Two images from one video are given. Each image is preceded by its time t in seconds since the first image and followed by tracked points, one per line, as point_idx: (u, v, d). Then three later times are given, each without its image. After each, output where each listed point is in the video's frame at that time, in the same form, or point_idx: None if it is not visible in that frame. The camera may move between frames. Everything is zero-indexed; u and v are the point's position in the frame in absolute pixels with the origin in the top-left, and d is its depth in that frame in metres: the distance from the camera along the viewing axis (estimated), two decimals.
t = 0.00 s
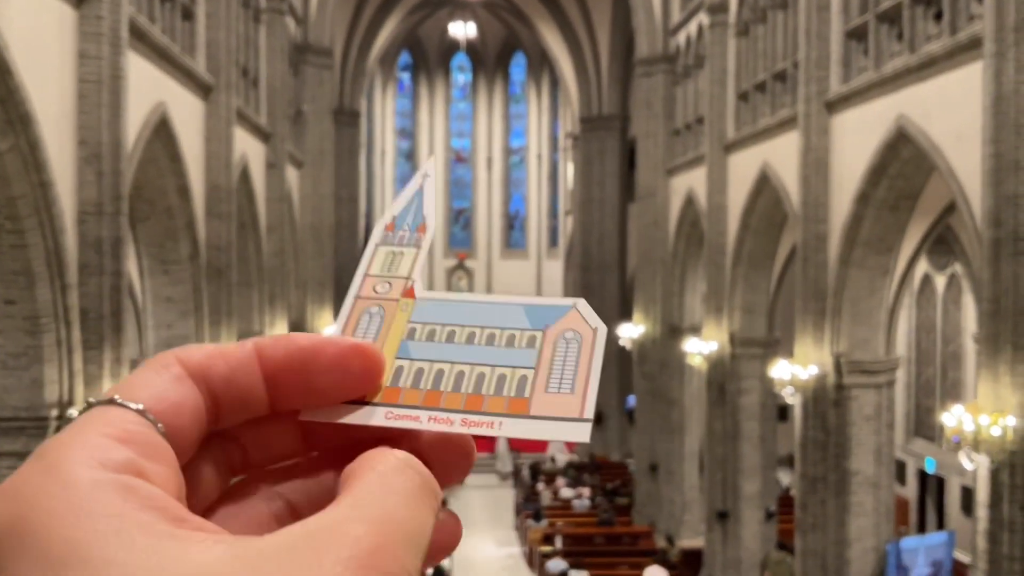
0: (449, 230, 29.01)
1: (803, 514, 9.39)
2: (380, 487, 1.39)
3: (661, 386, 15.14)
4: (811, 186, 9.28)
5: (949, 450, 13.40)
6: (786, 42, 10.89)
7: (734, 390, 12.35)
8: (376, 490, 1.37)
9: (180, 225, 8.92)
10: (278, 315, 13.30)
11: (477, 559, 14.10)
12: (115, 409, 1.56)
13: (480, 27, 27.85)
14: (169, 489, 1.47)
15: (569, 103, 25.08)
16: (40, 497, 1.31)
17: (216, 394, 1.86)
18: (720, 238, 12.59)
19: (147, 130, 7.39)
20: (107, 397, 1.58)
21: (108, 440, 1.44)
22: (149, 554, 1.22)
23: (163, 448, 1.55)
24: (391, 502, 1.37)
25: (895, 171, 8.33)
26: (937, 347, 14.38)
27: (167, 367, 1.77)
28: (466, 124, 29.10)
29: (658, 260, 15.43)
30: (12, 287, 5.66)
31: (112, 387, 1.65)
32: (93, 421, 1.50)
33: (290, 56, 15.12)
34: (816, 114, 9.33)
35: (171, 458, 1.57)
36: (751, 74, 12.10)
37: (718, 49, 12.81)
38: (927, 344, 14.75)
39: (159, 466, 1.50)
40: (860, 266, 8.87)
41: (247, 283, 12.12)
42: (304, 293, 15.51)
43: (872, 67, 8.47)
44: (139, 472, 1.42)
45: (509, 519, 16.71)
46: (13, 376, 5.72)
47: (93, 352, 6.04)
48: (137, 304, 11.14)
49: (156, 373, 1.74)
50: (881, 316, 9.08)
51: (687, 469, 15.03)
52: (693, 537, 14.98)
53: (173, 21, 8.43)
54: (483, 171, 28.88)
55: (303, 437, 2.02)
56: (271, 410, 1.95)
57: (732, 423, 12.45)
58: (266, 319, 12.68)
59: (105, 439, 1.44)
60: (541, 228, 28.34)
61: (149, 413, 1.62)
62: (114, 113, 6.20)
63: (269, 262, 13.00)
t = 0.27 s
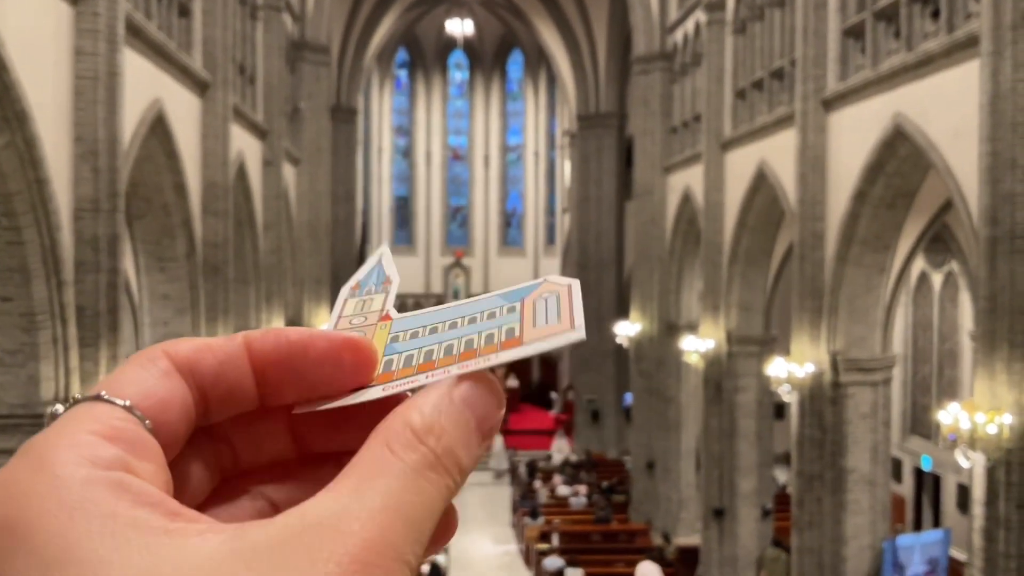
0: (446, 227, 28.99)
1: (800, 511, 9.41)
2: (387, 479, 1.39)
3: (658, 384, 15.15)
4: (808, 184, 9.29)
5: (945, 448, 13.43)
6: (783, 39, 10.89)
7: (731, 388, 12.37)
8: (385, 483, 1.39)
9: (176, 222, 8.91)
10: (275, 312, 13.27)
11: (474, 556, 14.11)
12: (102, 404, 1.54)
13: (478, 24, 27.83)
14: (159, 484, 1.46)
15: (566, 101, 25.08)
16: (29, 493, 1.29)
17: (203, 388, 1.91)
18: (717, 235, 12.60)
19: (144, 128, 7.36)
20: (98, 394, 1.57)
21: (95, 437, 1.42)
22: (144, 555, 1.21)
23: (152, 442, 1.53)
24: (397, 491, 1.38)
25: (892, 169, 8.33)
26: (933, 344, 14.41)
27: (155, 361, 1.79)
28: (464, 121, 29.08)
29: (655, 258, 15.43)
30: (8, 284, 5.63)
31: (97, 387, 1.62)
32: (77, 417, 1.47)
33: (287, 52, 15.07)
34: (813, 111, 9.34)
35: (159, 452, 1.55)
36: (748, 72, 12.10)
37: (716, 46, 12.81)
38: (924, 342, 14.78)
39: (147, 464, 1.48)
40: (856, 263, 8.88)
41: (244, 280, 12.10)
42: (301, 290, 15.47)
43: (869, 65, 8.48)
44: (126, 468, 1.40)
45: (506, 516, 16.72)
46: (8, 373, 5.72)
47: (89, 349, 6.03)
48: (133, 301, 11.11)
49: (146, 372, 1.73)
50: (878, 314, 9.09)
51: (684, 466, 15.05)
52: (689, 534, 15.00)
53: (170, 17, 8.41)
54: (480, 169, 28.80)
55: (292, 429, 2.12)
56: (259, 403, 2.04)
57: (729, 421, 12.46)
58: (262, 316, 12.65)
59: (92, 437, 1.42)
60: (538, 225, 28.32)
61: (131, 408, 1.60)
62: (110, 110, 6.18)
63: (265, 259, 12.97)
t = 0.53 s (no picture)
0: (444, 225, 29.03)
1: (795, 510, 9.43)
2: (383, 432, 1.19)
3: (655, 382, 15.15)
4: (806, 183, 9.30)
5: (941, 447, 13.46)
6: (780, 39, 10.90)
7: (727, 386, 12.38)
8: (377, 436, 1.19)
9: (172, 220, 8.88)
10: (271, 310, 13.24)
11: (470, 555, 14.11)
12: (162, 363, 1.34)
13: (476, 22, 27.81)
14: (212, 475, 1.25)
15: (564, 99, 25.05)
16: (55, 454, 1.13)
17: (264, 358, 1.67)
18: (714, 234, 12.60)
19: (139, 125, 7.33)
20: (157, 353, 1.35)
21: (153, 412, 1.21)
22: (176, 547, 1.02)
23: (211, 424, 1.33)
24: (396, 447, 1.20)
25: (889, 168, 8.34)
26: (930, 344, 14.44)
27: (209, 324, 1.55)
28: (461, 119, 29.13)
29: (652, 257, 15.43)
30: (3, 281, 5.60)
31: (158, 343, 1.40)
32: (133, 386, 1.26)
33: (284, 50, 15.03)
34: (810, 110, 9.34)
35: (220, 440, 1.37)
36: (745, 71, 12.11)
37: (713, 46, 12.83)
38: (920, 341, 14.81)
39: (195, 439, 1.26)
40: (853, 262, 8.89)
41: (240, 277, 12.09)
42: (298, 288, 15.44)
43: (867, 64, 8.48)
44: (179, 447, 1.20)
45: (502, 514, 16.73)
46: (3, 370, 5.70)
47: (85, 346, 6.01)
48: (129, 298, 11.10)
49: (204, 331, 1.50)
50: (874, 313, 9.09)
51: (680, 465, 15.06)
52: (685, 533, 15.02)
53: (166, 14, 8.38)
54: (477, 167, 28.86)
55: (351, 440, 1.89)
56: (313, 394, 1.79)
57: (725, 419, 12.47)
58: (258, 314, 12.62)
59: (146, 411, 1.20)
60: (535, 224, 28.16)
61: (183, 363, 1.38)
62: (106, 107, 6.15)
63: (262, 257, 12.95)
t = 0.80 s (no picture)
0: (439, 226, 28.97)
1: (789, 511, 9.46)
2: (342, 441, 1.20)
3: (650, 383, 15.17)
4: (800, 185, 9.33)
5: (935, 449, 13.51)
6: (776, 40, 10.93)
7: (722, 388, 12.40)
8: (332, 440, 1.19)
9: (168, 219, 8.86)
10: (266, 310, 13.22)
11: (464, 555, 14.11)
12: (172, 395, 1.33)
13: (472, 23, 27.81)
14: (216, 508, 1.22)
15: (559, 101, 25.08)
16: (61, 474, 1.16)
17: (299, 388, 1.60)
18: (709, 236, 12.63)
19: (135, 124, 7.32)
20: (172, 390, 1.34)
21: (150, 440, 1.21)
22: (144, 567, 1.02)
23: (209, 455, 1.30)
24: (354, 451, 1.20)
25: (883, 171, 8.37)
26: (923, 345, 14.49)
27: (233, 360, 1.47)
28: (457, 120, 29.09)
29: (647, 258, 15.45)
30: None
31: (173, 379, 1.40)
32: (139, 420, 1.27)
33: (280, 49, 14.99)
34: (805, 112, 9.38)
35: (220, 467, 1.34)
36: (740, 73, 12.13)
37: (709, 47, 12.86)
38: (914, 343, 14.86)
39: (194, 467, 1.24)
40: (847, 264, 8.92)
41: (235, 277, 12.07)
42: (293, 287, 15.42)
43: (861, 67, 8.51)
44: (178, 475, 1.19)
45: (497, 515, 16.73)
46: None
47: (79, 347, 6.01)
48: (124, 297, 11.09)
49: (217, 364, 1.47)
50: (868, 315, 9.12)
51: (675, 466, 15.09)
52: (679, 534, 15.04)
53: (162, 13, 8.36)
54: (473, 168, 28.83)
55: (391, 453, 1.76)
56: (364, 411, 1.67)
57: (719, 420, 12.49)
58: (254, 314, 12.60)
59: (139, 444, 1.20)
60: (531, 224, 28.25)
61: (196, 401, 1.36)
62: (101, 107, 6.13)
63: (257, 256, 12.92)
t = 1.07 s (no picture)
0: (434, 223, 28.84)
1: (783, 510, 9.48)
2: (399, 442, 1.25)
3: (644, 382, 15.18)
4: (795, 185, 9.35)
5: (928, 449, 13.55)
6: (772, 40, 10.94)
7: (716, 387, 12.42)
8: (392, 444, 1.24)
9: (163, 215, 8.82)
10: (261, 308, 13.19)
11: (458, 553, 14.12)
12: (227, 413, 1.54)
13: (468, 20, 27.79)
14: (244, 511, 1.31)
15: (556, 99, 25.09)
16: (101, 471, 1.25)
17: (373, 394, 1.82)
18: (704, 235, 12.65)
19: (130, 120, 7.29)
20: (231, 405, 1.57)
21: (184, 446, 1.33)
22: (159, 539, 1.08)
23: (253, 465, 1.46)
24: (412, 457, 1.24)
25: (878, 171, 8.39)
26: (918, 345, 14.53)
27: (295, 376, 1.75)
28: (452, 118, 29.05)
29: (642, 257, 15.46)
30: None
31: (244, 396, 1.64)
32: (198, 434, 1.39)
33: (276, 46, 14.95)
34: (800, 112, 9.40)
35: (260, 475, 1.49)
36: (737, 73, 12.15)
37: (705, 46, 12.87)
38: (908, 343, 14.90)
39: (243, 484, 1.41)
40: (842, 264, 8.94)
41: (230, 274, 12.03)
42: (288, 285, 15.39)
43: (857, 67, 8.53)
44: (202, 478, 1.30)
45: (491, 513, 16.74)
46: None
47: (73, 343, 6.01)
48: (118, 294, 11.06)
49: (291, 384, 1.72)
50: (862, 315, 9.15)
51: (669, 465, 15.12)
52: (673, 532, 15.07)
53: (157, 9, 8.33)
54: (468, 166, 28.81)
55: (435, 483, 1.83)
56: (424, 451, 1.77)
57: (714, 419, 12.50)
58: (248, 311, 12.57)
59: (179, 451, 1.32)
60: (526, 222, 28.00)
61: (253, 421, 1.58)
62: (96, 102, 6.10)
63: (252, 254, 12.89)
